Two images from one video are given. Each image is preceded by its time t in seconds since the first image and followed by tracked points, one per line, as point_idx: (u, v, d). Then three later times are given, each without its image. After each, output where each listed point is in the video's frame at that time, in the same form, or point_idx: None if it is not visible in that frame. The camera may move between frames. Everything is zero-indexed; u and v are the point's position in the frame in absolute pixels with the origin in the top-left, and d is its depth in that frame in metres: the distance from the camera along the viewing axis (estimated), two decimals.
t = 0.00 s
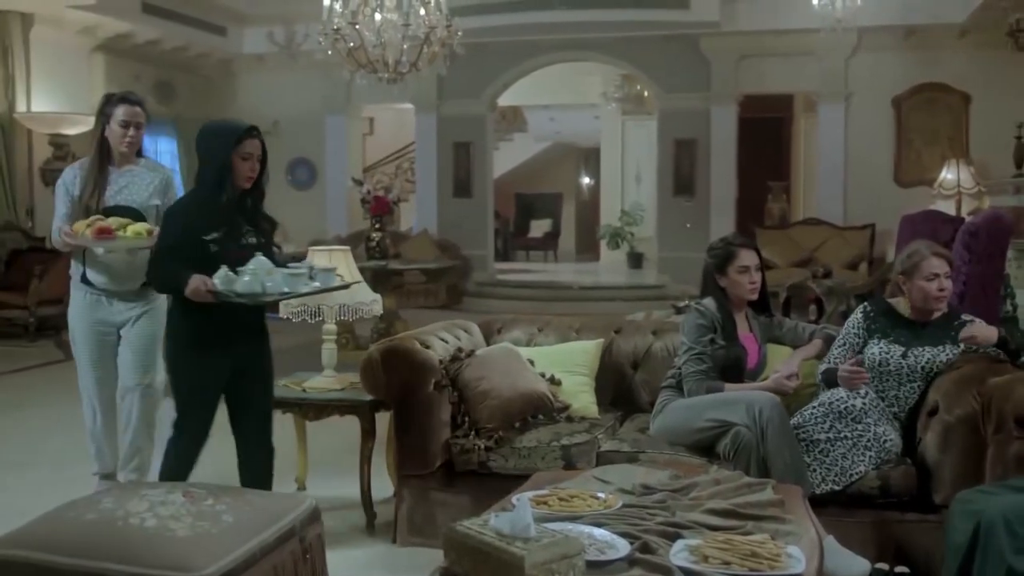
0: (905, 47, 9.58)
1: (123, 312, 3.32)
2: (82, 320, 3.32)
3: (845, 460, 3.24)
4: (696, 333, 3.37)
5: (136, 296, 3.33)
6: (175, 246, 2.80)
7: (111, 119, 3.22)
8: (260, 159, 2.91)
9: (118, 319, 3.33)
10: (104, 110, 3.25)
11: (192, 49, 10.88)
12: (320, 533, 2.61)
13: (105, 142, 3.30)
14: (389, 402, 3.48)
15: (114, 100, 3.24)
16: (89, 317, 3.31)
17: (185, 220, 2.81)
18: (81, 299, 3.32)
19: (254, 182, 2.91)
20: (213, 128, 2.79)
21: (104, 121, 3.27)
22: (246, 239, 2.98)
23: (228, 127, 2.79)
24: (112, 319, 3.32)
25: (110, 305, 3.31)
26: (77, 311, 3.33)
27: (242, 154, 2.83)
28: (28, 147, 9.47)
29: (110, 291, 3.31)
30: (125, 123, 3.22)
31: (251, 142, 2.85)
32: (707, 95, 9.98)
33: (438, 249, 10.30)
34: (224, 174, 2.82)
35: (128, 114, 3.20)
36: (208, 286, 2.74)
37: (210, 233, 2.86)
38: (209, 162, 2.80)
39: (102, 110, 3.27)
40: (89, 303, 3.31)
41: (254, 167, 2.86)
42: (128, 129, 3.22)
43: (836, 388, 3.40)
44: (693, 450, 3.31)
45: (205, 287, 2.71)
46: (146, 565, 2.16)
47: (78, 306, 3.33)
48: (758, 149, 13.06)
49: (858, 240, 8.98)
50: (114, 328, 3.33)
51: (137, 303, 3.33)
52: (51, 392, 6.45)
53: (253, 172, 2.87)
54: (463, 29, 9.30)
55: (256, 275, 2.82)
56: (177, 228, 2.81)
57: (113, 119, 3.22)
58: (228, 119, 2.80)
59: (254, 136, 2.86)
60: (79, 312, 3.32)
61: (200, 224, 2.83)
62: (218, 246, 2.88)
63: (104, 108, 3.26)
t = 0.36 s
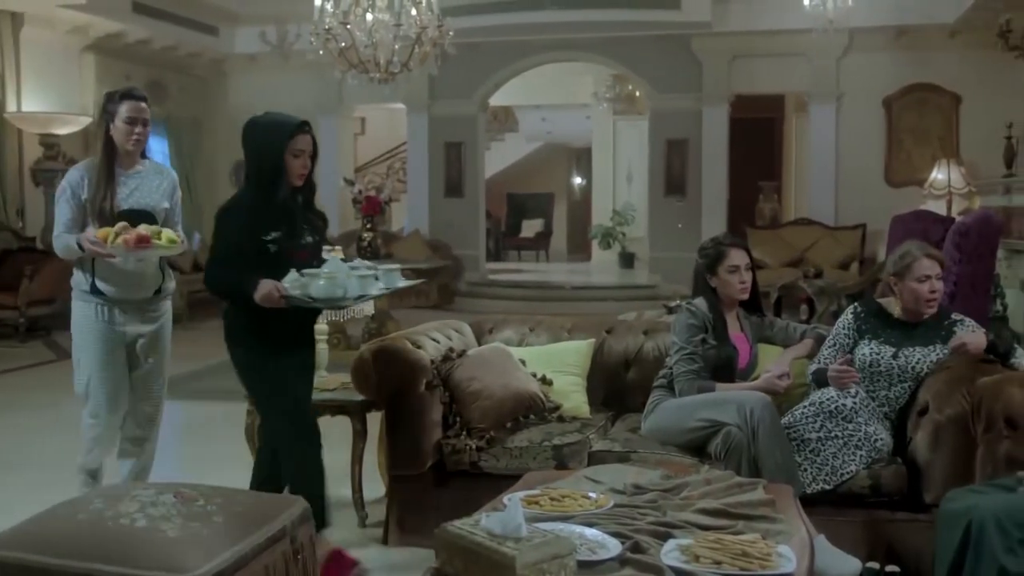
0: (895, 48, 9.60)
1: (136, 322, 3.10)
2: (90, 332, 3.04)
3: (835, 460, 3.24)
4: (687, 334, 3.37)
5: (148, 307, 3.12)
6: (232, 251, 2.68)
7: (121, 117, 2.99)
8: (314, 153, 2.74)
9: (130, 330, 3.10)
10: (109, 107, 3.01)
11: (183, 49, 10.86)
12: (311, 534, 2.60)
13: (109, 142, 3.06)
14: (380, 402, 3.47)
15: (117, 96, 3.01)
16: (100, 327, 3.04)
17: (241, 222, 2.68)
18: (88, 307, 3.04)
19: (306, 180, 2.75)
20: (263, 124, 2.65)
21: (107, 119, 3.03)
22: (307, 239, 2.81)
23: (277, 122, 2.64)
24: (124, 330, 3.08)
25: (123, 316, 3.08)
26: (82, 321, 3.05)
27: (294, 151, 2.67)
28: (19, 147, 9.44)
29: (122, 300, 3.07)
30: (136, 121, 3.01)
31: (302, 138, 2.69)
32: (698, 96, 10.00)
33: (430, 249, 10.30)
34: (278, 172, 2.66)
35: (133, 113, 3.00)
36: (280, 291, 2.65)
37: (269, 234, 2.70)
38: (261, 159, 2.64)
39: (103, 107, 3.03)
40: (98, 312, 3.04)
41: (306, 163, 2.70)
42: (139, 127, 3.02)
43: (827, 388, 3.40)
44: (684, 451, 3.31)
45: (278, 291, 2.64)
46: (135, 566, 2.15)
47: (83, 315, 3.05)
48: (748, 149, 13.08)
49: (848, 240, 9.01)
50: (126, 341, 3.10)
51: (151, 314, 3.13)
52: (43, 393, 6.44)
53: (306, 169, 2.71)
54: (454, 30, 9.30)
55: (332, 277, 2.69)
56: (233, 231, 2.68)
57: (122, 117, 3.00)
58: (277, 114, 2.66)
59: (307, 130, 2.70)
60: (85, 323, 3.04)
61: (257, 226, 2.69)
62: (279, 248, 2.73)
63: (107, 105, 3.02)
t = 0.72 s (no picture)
0: (867, 49, 9.67)
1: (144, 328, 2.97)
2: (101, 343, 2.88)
3: (808, 458, 3.26)
4: (661, 333, 3.38)
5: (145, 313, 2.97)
6: (281, 254, 2.73)
7: (113, 114, 2.85)
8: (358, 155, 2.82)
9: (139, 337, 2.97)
10: (102, 104, 2.86)
11: (157, 49, 10.79)
12: (285, 535, 2.59)
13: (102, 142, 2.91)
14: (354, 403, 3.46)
15: (108, 92, 2.87)
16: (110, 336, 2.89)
17: (290, 225, 2.74)
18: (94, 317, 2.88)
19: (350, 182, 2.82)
20: (310, 124, 2.72)
21: (100, 118, 2.88)
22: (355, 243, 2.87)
23: (324, 122, 2.72)
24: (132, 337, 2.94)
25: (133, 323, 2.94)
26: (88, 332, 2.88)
27: (341, 151, 2.74)
28: None
29: (125, 309, 2.92)
30: (130, 118, 2.87)
31: (348, 139, 2.75)
32: (673, 97, 10.04)
33: (405, 250, 10.29)
34: (327, 172, 2.74)
35: (126, 106, 2.86)
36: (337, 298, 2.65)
37: (318, 237, 2.77)
38: (309, 159, 2.72)
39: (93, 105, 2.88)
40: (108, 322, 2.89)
41: (351, 163, 2.77)
42: (133, 124, 2.87)
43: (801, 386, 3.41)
44: (659, 450, 3.32)
45: (335, 299, 2.64)
46: (107, 569, 2.14)
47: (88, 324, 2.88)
48: (723, 150, 13.15)
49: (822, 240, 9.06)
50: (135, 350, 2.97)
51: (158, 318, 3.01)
52: (13, 394, 6.38)
53: (352, 170, 2.78)
54: (428, 30, 9.30)
55: (391, 283, 2.67)
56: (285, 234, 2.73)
57: (114, 113, 2.85)
58: (322, 114, 2.74)
59: (353, 132, 2.78)
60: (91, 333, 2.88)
61: (307, 228, 2.75)
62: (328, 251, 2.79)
63: (100, 102, 2.87)
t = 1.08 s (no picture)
0: (826, 50, 9.75)
1: (142, 330, 2.81)
2: (97, 349, 2.71)
3: (767, 455, 3.29)
4: (621, 332, 3.39)
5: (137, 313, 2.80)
6: (315, 258, 2.70)
7: (107, 103, 2.67)
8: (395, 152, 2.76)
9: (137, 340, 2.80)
10: (94, 94, 2.68)
11: (116, 48, 10.68)
12: (245, 537, 2.57)
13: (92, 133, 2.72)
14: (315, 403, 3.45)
15: (97, 80, 2.69)
16: (108, 341, 2.72)
17: (324, 227, 2.70)
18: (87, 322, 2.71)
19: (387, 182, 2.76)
20: (347, 124, 2.67)
21: (92, 107, 2.69)
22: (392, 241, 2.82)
23: (361, 123, 2.66)
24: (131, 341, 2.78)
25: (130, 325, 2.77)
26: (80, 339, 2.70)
27: (376, 151, 2.69)
28: None
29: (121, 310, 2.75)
30: (124, 106, 2.70)
31: (384, 139, 2.70)
32: (634, 97, 10.09)
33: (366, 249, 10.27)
34: (362, 173, 2.69)
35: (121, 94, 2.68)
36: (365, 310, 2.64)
37: (351, 239, 2.73)
38: (346, 160, 2.67)
39: (82, 94, 2.70)
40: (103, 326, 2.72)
41: (388, 163, 2.71)
42: (127, 113, 2.70)
43: (760, 383, 3.41)
44: (620, 449, 3.34)
45: (362, 311, 2.62)
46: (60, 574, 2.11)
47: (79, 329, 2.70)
48: (684, 150, 13.22)
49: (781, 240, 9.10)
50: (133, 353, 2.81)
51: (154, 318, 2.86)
52: None
53: (389, 170, 2.72)
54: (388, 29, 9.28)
55: (417, 294, 2.66)
56: (319, 235, 2.70)
57: (108, 101, 2.67)
58: (359, 113, 2.68)
59: (390, 131, 2.72)
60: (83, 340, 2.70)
61: (341, 230, 2.71)
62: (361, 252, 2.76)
63: (91, 91, 2.69)
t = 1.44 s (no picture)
0: (789, 51, 9.81)
1: (172, 340, 2.75)
2: (127, 363, 2.66)
3: (731, 454, 3.32)
4: (585, 331, 3.39)
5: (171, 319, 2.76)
6: (336, 259, 2.89)
7: (135, 102, 2.62)
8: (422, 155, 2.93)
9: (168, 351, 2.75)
10: (122, 92, 2.64)
11: (77, 46, 10.56)
12: (208, 540, 2.55)
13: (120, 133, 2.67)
14: (279, 405, 3.44)
15: (124, 77, 2.65)
16: (137, 354, 2.66)
17: (349, 225, 2.89)
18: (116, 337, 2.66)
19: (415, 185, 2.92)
20: (376, 123, 2.83)
21: (120, 107, 2.65)
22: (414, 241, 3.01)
23: (390, 124, 2.82)
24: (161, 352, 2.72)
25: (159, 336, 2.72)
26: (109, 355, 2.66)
27: (402, 154, 2.85)
28: None
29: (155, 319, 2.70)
30: (152, 104, 2.65)
31: (410, 143, 2.85)
32: (598, 97, 10.13)
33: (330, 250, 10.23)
34: (388, 174, 2.87)
35: (150, 93, 2.64)
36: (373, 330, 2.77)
37: (371, 246, 2.93)
38: (372, 160, 2.85)
39: (110, 92, 2.65)
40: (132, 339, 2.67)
41: (415, 165, 2.87)
42: (156, 112, 2.65)
43: (724, 382, 3.43)
44: (584, 448, 3.34)
45: (368, 331, 2.75)
46: None
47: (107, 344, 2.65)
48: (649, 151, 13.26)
49: (745, 239, 9.16)
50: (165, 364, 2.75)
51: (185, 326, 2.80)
52: None
53: (416, 171, 2.88)
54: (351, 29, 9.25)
55: (422, 316, 2.76)
56: (342, 234, 2.89)
57: (136, 101, 2.63)
58: (388, 114, 2.85)
59: (418, 133, 2.88)
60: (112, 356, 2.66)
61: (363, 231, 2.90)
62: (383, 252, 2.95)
63: (119, 88, 2.64)
